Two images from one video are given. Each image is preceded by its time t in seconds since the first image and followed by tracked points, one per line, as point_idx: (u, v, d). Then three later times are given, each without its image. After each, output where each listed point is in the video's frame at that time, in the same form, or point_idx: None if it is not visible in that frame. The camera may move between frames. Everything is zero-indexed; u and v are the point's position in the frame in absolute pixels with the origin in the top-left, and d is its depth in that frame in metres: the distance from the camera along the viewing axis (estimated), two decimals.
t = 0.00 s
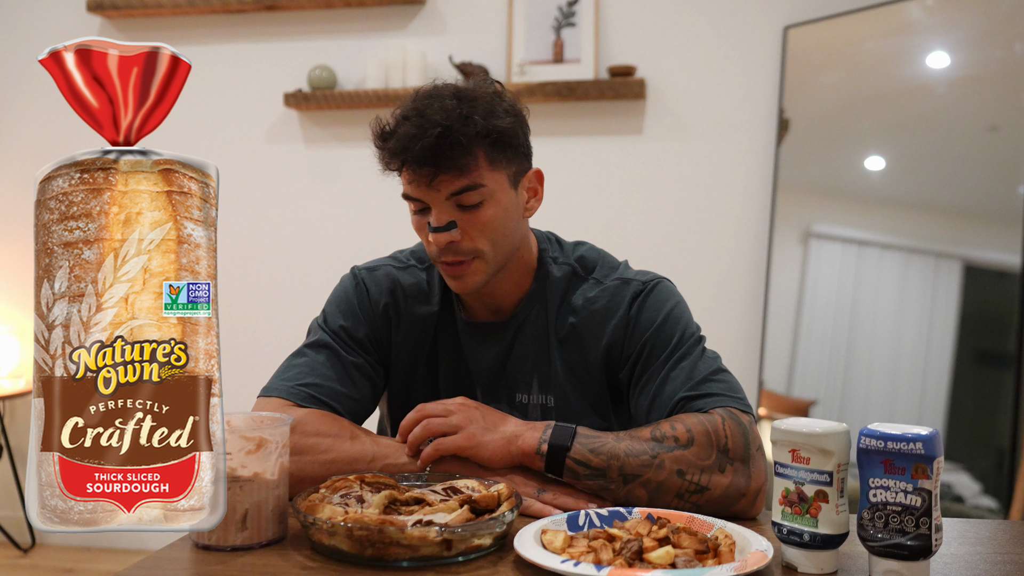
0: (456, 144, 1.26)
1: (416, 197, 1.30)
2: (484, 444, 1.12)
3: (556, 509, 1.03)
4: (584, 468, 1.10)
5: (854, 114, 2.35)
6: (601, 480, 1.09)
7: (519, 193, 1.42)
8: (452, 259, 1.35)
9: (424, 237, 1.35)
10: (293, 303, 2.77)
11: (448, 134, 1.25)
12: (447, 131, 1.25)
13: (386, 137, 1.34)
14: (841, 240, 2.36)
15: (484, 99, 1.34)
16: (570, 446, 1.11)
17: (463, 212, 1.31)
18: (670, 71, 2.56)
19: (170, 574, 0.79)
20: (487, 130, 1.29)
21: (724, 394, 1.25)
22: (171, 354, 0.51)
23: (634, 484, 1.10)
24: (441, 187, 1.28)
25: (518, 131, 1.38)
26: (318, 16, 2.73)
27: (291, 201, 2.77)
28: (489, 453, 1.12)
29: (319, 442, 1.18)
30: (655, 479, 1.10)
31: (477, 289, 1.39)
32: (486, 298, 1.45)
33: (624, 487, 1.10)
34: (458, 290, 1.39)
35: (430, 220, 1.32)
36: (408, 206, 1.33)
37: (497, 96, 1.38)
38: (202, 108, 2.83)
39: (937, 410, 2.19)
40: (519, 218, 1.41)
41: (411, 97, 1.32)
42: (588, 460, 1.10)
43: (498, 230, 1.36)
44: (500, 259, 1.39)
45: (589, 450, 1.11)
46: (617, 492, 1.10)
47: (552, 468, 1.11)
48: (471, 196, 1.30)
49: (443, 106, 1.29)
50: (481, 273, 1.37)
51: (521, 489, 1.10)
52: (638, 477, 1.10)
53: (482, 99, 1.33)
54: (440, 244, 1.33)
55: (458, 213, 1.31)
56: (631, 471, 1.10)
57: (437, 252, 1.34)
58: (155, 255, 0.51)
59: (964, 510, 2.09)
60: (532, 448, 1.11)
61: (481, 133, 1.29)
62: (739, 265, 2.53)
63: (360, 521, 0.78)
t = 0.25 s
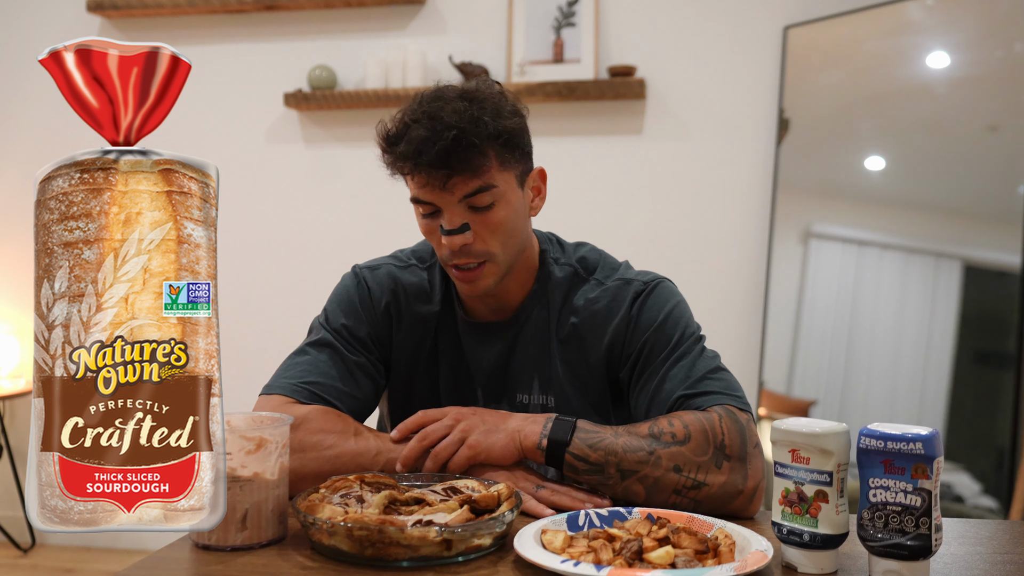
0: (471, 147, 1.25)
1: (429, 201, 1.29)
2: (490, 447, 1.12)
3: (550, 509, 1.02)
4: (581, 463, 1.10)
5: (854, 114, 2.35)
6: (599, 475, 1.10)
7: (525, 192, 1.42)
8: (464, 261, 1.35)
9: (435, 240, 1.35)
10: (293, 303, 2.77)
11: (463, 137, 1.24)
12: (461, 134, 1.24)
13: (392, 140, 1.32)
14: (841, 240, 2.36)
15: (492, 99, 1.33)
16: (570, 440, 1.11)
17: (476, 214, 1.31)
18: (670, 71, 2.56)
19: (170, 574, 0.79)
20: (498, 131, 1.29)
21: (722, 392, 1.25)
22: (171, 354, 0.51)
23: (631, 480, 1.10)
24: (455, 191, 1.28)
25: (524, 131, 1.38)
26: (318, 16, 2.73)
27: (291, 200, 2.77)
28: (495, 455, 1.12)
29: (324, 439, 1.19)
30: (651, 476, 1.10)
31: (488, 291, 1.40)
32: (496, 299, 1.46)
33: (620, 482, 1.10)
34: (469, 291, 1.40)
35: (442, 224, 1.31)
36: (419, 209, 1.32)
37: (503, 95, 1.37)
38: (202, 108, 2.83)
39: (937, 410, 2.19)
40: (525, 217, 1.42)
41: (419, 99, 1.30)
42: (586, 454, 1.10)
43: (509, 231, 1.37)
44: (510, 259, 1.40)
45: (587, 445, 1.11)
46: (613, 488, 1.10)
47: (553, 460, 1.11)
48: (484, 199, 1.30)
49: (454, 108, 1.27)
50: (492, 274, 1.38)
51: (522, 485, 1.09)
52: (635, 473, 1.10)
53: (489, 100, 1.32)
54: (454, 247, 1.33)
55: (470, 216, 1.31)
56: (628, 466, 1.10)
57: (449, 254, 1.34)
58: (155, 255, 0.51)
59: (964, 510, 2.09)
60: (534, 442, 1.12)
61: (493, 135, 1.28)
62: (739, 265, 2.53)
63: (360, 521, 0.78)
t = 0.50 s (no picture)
0: (466, 154, 1.25)
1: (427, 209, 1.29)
2: (491, 449, 1.12)
3: (549, 508, 1.02)
4: (581, 461, 1.10)
5: (854, 114, 2.35)
6: (599, 473, 1.10)
7: (523, 194, 1.42)
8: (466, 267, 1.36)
9: (437, 247, 1.35)
10: (292, 303, 2.77)
11: (458, 144, 1.24)
12: (455, 142, 1.24)
13: (387, 151, 1.32)
14: (842, 240, 2.35)
15: (484, 103, 1.32)
16: (569, 439, 1.11)
17: (476, 220, 1.31)
18: (670, 71, 2.56)
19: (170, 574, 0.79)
20: (492, 136, 1.29)
21: (724, 391, 1.25)
22: (171, 354, 0.51)
23: (630, 479, 1.10)
24: (453, 198, 1.28)
25: (519, 132, 1.37)
26: (318, 16, 2.73)
27: (291, 200, 2.77)
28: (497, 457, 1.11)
29: (324, 438, 1.19)
30: (651, 474, 1.10)
31: (492, 295, 1.40)
32: (501, 302, 1.46)
33: (620, 480, 1.10)
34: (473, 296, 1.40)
35: (443, 231, 1.31)
36: (418, 217, 1.33)
37: (495, 98, 1.36)
38: (202, 108, 2.83)
39: (937, 410, 2.19)
40: (525, 218, 1.42)
41: (411, 107, 1.30)
42: (586, 453, 1.10)
43: (509, 234, 1.37)
44: (512, 262, 1.40)
45: (587, 443, 1.11)
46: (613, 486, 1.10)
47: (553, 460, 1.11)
48: (482, 204, 1.30)
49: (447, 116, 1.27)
50: (496, 278, 1.38)
51: (522, 485, 1.09)
52: (634, 471, 1.10)
53: (481, 105, 1.32)
54: (456, 253, 1.33)
55: (470, 222, 1.31)
56: (628, 465, 1.10)
57: (451, 261, 1.35)
58: (155, 255, 0.51)
59: (964, 510, 2.09)
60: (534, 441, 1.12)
61: (488, 140, 1.28)
62: (739, 265, 2.53)
63: (360, 521, 0.78)
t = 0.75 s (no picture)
0: (473, 148, 1.25)
1: (430, 202, 1.29)
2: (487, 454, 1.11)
3: (551, 510, 1.02)
4: (580, 465, 1.10)
5: (854, 114, 2.35)
6: (598, 477, 1.09)
7: (524, 195, 1.42)
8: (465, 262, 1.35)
9: (435, 241, 1.34)
10: (293, 303, 2.77)
11: (465, 138, 1.24)
12: (463, 135, 1.24)
13: (390, 141, 1.31)
14: (842, 240, 2.35)
15: (492, 100, 1.33)
16: (566, 443, 1.11)
17: (478, 215, 1.31)
18: (670, 71, 2.56)
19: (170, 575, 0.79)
20: (499, 133, 1.29)
21: (721, 392, 1.25)
22: (171, 354, 0.51)
23: (630, 482, 1.10)
24: (457, 191, 1.28)
25: (524, 132, 1.38)
26: (318, 16, 2.73)
27: (291, 200, 2.77)
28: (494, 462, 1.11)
29: (319, 442, 1.19)
30: (651, 477, 1.10)
31: (488, 292, 1.40)
32: (496, 301, 1.45)
33: (620, 484, 1.10)
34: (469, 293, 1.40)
35: (444, 224, 1.31)
36: (419, 210, 1.32)
37: (502, 97, 1.37)
38: (202, 108, 2.83)
39: (937, 410, 2.19)
40: (525, 218, 1.42)
41: (419, 100, 1.30)
42: (584, 457, 1.10)
43: (509, 232, 1.37)
44: (510, 261, 1.40)
45: (586, 447, 1.11)
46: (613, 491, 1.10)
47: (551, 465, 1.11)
48: (486, 199, 1.30)
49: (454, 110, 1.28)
50: (493, 276, 1.38)
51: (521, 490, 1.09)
52: (634, 475, 1.10)
53: (489, 101, 1.32)
54: (455, 247, 1.33)
55: (473, 217, 1.31)
56: (627, 468, 1.10)
57: (450, 255, 1.35)
58: (155, 255, 0.51)
59: (964, 510, 2.09)
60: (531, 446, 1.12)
61: (495, 136, 1.28)
62: (739, 265, 2.53)
63: (360, 521, 0.78)
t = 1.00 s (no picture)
0: (507, 122, 1.32)
1: (457, 172, 1.33)
2: (488, 453, 1.11)
3: (552, 509, 1.02)
4: (580, 465, 1.10)
5: (854, 114, 2.35)
6: (598, 478, 1.09)
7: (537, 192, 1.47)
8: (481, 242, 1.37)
9: (454, 218, 1.36)
10: (293, 302, 2.77)
11: (501, 111, 1.31)
12: (500, 108, 1.31)
13: (421, 119, 1.37)
14: (841, 240, 2.36)
15: (521, 95, 1.42)
16: (567, 443, 1.11)
17: (501, 193, 1.35)
18: (670, 71, 2.56)
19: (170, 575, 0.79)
20: (529, 118, 1.37)
21: (720, 392, 1.25)
22: (171, 354, 0.51)
23: (630, 483, 1.10)
24: (487, 163, 1.32)
25: (545, 131, 1.46)
26: (318, 16, 2.73)
27: (291, 201, 2.77)
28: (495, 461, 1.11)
29: (320, 441, 1.19)
30: (651, 478, 1.10)
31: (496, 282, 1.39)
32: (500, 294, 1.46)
33: (620, 485, 1.09)
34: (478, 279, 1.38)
35: (467, 198, 1.34)
36: (442, 184, 1.35)
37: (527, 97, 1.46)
38: (202, 108, 2.83)
39: (937, 410, 2.19)
40: (537, 215, 1.46)
41: (454, 83, 1.38)
42: (585, 457, 1.10)
43: (526, 218, 1.40)
44: (521, 251, 1.42)
45: (586, 448, 1.11)
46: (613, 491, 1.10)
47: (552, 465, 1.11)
48: (511, 177, 1.35)
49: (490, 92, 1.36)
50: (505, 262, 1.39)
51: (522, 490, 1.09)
52: (634, 475, 1.10)
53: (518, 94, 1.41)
54: (476, 222, 1.34)
55: (496, 192, 1.34)
56: (628, 469, 1.10)
57: (468, 232, 1.36)
58: (155, 255, 0.51)
59: (964, 510, 2.09)
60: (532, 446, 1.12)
61: (525, 120, 1.36)
62: (739, 265, 2.53)
63: (360, 521, 0.78)
